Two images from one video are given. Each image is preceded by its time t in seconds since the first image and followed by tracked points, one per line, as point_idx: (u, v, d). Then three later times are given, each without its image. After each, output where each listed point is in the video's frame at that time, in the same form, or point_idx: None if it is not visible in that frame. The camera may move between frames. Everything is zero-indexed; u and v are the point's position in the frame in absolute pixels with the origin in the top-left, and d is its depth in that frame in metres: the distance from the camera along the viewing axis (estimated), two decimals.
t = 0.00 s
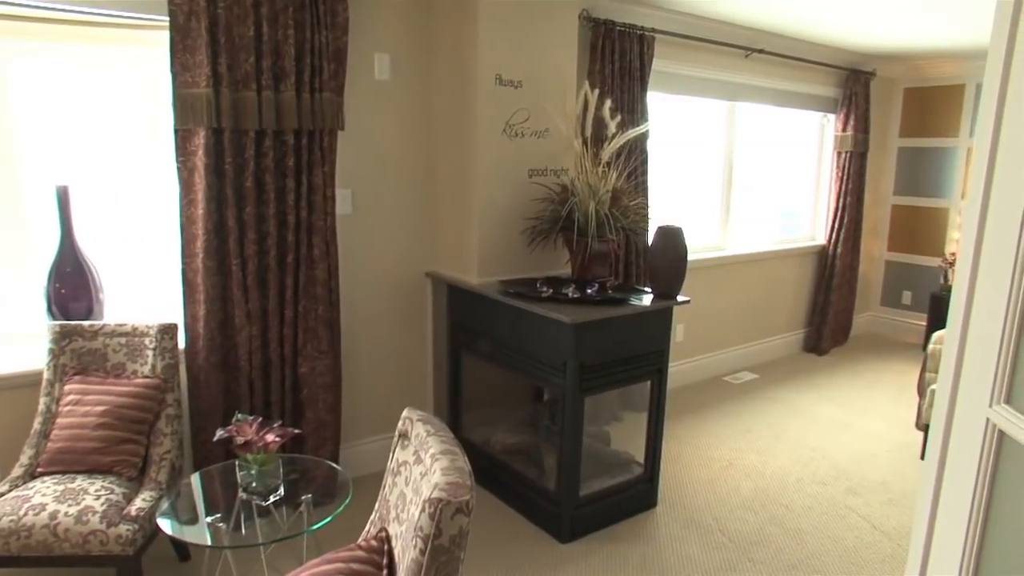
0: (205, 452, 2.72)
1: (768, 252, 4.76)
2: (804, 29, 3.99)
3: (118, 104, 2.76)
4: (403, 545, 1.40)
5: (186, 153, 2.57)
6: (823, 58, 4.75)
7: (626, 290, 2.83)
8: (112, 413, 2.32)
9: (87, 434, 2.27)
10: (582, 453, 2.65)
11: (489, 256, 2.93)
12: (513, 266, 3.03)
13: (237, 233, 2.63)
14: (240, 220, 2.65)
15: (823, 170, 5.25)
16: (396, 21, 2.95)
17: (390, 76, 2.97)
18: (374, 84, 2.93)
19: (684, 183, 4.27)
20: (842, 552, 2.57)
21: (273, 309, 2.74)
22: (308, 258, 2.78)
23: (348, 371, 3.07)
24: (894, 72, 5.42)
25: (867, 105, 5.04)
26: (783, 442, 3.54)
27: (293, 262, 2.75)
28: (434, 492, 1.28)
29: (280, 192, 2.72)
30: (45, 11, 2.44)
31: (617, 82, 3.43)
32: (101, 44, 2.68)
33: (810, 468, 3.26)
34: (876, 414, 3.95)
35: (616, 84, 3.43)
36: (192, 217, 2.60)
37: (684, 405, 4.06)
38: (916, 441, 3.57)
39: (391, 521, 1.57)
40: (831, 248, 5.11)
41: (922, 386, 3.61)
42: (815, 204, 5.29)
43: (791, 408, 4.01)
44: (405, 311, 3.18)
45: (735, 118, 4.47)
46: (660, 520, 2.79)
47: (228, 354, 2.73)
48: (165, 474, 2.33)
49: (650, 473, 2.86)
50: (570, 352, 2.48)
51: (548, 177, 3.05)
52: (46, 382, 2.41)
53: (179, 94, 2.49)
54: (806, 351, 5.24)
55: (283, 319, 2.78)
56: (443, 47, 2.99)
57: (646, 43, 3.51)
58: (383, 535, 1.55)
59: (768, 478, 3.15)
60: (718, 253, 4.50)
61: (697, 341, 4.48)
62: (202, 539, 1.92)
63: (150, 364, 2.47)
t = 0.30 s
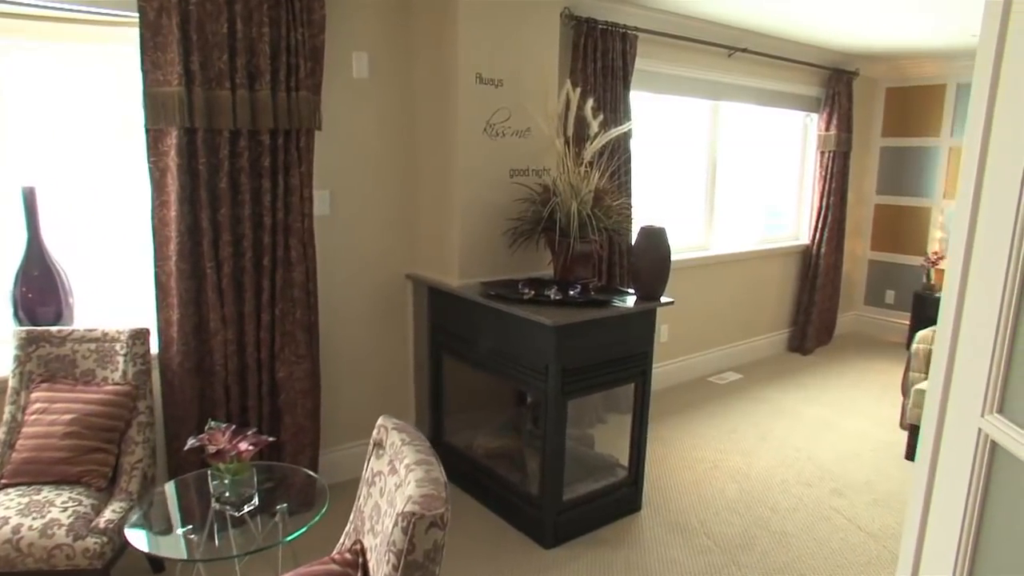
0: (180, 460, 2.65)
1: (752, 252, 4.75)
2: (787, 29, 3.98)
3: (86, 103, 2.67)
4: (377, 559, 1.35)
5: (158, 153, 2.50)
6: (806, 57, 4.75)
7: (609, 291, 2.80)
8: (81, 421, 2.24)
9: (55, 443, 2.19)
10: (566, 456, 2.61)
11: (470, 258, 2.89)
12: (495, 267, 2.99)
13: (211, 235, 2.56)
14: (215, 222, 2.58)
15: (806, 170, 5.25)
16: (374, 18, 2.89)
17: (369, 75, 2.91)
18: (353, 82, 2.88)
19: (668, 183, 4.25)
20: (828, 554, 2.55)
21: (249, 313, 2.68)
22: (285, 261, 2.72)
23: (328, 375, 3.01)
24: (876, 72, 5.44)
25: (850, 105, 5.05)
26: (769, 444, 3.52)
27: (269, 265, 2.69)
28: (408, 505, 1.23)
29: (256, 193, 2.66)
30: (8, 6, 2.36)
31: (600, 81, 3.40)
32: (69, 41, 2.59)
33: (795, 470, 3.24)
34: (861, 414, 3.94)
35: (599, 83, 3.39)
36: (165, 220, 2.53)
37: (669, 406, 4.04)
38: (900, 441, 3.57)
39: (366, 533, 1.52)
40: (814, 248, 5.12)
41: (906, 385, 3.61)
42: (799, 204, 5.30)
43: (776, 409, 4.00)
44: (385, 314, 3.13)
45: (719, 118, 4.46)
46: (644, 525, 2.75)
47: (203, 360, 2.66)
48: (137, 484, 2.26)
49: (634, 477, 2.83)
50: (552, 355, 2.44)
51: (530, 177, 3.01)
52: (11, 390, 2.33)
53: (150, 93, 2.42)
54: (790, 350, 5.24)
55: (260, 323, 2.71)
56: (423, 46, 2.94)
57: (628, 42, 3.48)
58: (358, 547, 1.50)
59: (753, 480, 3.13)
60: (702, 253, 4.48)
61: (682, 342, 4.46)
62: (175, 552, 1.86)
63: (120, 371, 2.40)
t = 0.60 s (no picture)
0: (151, 469, 2.57)
1: (735, 252, 4.74)
2: (769, 28, 3.97)
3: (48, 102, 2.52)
4: None
5: (125, 153, 2.42)
6: (788, 56, 4.75)
7: (591, 293, 2.76)
8: (44, 430, 2.14)
9: (15, 455, 2.08)
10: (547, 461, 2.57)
11: (450, 259, 2.84)
12: (475, 269, 2.94)
13: (182, 238, 2.49)
14: (186, 224, 2.51)
15: (788, 170, 5.25)
16: (350, 15, 2.83)
17: (346, 74, 2.86)
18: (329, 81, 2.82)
19: (651, 183, 4.22)
20: (812, 558, 2.53)
21: (223, 318, 2.61)
22: (259, 264, 2.65)
23: (304, 379, 2.95)
24: (857, 72, 5.46)
25: (832, 104, 5.06)
26: (752, 445, 3.50)
27: (243, 268, 2.62)
28: (378, 521, 1.18)
29: (228, 194, 2.58)
30: None
31: (581, 80, 3.36)
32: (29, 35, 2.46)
33: (780, 471, 3.22)
34: (844, 414, 3.94)
35: (580, 81, 3.35)
36: (134, 222, 2.45)
37: (653, 408, 4.00)
38: (883, 441, 3.56)
39: (337, 548, 1.46)
40: (798, 248, 5.12)
41: (889, 385, 3.61)
42: (781, 203, 5.30)
43: (760, 410, 3.98)
44: (363, 317, 3.07)
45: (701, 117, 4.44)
46: (628, 529, 2.72)
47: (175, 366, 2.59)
48: (103, 496, 2.18)
49: (616, 481, 2.79)
50: (532, 359, 2.40)
51: (510, 177, 2.97)
52: None
53: (117, 91, 2.33)
54: (774, 350, 5.23)
55: (234, 328, 2.64)
56: (400, 43, 2.88)
57: (610, 40, 3.44)
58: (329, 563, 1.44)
59: (737, 482, 3.11)
60: (686, 253, 4.46)
61: (665, 343, 4.43)
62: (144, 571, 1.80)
63: (87, 379, 2.33)
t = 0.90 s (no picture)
0: (120, 480, 2.49)
1: (719, 252, 4.72)
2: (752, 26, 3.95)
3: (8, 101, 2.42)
4: None
5: (91, 154, 2.33)
6: (770, 56, 4.74)
7: (573, 295, 2.71)
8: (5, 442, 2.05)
9: None
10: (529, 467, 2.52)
11: (429, 262, 2.78)
12: (455, 272, 2.88)
13: (152, 241, 2.41)
14: (156, 227, 2.43)
15: (771, 169, 5.25)
16: (325, 12, 2.77)
17: (321, 72, 2.79)
18: (304, 79, 2.75)
19: (633, 183, 4.19)
20: (797, 562, 2.50)
21: (194, 323, 2.53)
22: (232, 267, 2.58)
23: (280, 385, 2.88)
24: (839, 71, 5.46)
25: (814, 103, 5.06)
26: (737, 447, 3.48)
27: (216, 271, 2.55)
28: (345, 540, 1.12)
29: (200, 196, 2.51)
30: None
31: (563, 78, 3.31)
32: None
33: (764, 473, 3.20)
34: (828, 414, 3.93)
35: (561, 80, 3.30)
36: (101, 225, 2.37)
37: (637, 409, 3.97)
38: (867, 441, 3.56)
39: (306, 566, 1.40)
40: (781, 247, 5.11)
41: (872, 386, 3.60)
42: (764, 203, 5.29)
43: (744, 410, 3.96)
44: (341, 321, 3.00)
45: (684, 116, 4.41)
46: (612, 535, 2.67)
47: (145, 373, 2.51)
48: (67, 509, 2.09)
49: (600, 486, 2.75)
50: (513, 363, 2.35)
51: (490, 178, 2.91)
52: None
53: (82, 89, 2.25)
54: (758, 350, 5.22)
55: (206, 334, 2.57)
56: (377, 40, 2.82)
57: (591, 38, 3.40)
58: None
59: (722, 485, 3.08)
60: (669, 253, 4.43)
61: (648, 345, 4.40)
62: None
63: (51, 388, 2.24)
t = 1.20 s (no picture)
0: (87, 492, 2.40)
1: (703, 253, 4.70)
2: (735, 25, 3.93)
3: None
4: None
5: (53, 154, 2.24)
6: (753, 55, 4.72)
7: (554, 298, 2.66)
8: None
9: None
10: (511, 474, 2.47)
11: (408, 264, 2.72)
12: (434, 274, 2.82)
13: (119, 244, 2.32)
14: (123, 229, 2.34)
15: (755, 169, 5.23)
16: (299, 8, 2.69)
17: (296, 70, 2.71)
18: (278, 78, 2.68)
19: (617, 182, 4.15)
20: (784, 567, 2.47)
21: (165, 329, 2.45)
22: (204, 270, 2.50)
23: (256, 391, 2.80)
24: (822, 71, 5.47)
25: (798, 102, 5.05)
26: (723, 449, 3.44)
27: (187, 275, 2.47)
28: (309, 563, 1.06)
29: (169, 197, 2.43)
30: None
31: (544, 77, 3.26)
32: None
33: (750, 476, 3.17)
34: (813, 415, 3.92)
35: (542, 78, 3.25)
36: (65, 228, 2.28)
37: (621, 412, 3.93)
38: (852, 442, 3.54)
39: None
40: (765, 247, 5.09)
41: (857, 386, 3.59)
42: (748, 203, 5.28)
43: (729, 412, 3.94)
44: (318, 325, 2.93)
45: (668, 116, 4.38)
46: (596, 542, 2.63)
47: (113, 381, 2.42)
48: (26, 526, 2.01)
49: (583, 492, 2.70)
50: (493, 368, 2.29)
51: (470, 178, 2.85)
52: None
53: (43, 86, 2.16)
54: (742, 351, 5.21)
55: (178, 340, 2.49)
56: (353, 38, 2.75)
57: (573, 36, 3.35)
58: None
59: (707, 489, 3.04)
60: (653, 254, 4.39)
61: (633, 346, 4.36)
62: None
63: (10, 398, 2.15)
